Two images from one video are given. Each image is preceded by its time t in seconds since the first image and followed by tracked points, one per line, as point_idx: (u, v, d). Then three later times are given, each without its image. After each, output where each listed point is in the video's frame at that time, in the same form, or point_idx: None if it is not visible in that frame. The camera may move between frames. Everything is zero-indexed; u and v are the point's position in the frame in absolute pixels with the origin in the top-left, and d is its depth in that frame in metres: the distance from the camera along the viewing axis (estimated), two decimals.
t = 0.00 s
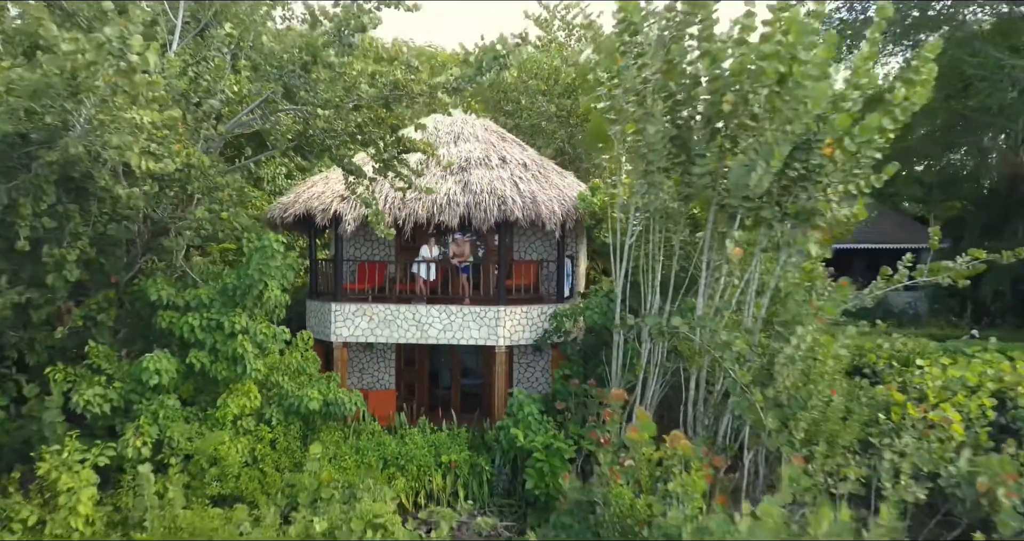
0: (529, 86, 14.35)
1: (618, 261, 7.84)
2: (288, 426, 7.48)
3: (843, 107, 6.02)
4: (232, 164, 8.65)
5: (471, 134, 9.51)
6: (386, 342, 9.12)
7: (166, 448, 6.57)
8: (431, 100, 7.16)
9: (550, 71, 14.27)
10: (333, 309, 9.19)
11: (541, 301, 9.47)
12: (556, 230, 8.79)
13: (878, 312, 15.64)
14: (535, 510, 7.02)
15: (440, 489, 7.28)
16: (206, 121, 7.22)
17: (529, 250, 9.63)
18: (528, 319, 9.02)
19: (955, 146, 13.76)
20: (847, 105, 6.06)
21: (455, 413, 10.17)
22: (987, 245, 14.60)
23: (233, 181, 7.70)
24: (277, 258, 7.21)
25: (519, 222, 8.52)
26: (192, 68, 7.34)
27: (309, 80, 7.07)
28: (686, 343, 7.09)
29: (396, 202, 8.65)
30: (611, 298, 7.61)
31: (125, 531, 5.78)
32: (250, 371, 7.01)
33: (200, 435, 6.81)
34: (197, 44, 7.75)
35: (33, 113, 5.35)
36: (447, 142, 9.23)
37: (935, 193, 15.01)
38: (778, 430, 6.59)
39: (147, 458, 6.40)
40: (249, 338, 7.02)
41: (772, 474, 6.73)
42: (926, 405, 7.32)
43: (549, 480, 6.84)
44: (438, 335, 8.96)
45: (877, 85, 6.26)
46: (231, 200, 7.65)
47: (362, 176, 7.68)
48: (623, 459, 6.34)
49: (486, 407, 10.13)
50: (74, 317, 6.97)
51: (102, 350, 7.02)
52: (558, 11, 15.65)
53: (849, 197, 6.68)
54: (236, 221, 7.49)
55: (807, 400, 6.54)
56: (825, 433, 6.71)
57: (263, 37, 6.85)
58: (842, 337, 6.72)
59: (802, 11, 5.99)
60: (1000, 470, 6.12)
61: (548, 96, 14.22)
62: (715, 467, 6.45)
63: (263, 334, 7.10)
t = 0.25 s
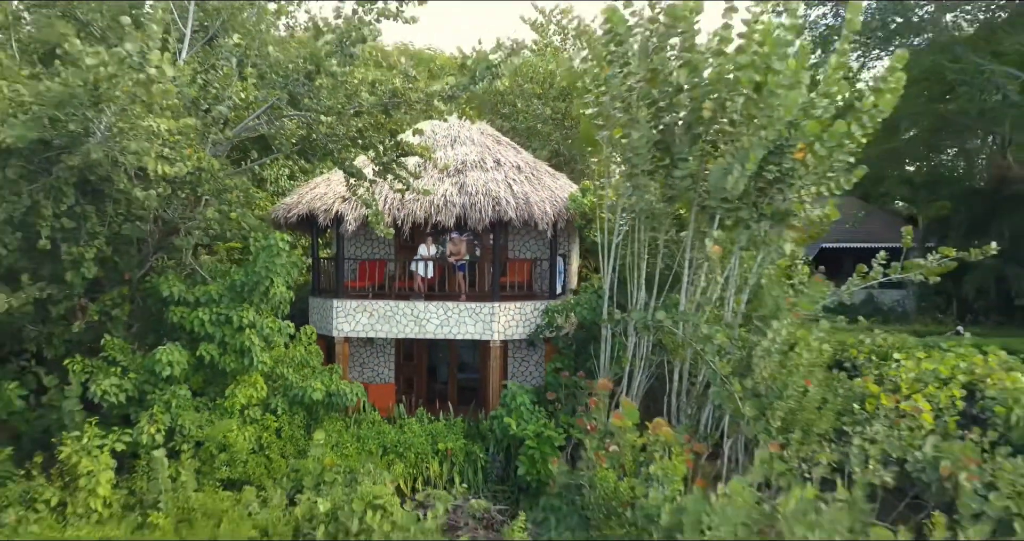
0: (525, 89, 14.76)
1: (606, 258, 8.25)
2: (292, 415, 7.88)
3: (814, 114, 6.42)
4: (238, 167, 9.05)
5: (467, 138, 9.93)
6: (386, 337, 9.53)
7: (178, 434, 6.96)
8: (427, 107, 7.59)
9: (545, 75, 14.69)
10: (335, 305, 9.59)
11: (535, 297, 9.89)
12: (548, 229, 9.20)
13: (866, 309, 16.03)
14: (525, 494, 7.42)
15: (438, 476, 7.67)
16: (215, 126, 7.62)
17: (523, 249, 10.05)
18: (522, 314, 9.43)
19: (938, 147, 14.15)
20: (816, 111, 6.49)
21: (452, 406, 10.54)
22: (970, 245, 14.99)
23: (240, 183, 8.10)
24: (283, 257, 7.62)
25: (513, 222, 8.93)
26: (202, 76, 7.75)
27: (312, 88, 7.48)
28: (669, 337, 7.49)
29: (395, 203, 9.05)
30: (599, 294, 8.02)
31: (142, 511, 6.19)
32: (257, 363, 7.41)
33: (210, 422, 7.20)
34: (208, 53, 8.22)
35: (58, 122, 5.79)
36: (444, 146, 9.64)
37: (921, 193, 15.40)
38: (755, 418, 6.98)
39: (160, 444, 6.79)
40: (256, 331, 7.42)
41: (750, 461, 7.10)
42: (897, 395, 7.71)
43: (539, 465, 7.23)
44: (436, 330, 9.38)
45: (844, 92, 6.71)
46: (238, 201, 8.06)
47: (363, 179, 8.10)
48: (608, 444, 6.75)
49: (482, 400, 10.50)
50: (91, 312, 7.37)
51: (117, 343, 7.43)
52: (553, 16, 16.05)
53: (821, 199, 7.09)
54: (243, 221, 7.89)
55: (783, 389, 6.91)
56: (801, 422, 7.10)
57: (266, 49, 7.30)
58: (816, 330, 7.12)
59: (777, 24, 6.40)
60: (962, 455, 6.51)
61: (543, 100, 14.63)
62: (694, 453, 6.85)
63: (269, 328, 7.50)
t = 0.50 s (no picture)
0: (520, 93, 15.17)
1: (595, 256, 8.67)
2: (296, 406, 8.29)
3: (786, 120, 6.84)
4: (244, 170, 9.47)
5: (463, 141, 10.37)
6: (386, 332, 9.94)
7: (189, 423, 7.37)
8: (424, 114, 8.05)
9: (540, 79, 15.10)
10: (336, 302, 9.99)
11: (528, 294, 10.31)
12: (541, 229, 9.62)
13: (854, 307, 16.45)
14: (517, 480, 7.83)
15: (435, 462, 8.08)
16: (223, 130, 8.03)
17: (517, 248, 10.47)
18: (516, 311, 9.85)
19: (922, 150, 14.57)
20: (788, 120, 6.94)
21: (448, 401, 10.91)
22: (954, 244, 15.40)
23: (247, 185, 8.52)
24: (287, 255, 8.05)
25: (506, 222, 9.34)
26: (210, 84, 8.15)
27: (315, 95, 7.89)
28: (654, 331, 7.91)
29: (394, 204, 9.46)
30: (587, 290, 8.45)
31: (157, 492, 6.60)
32: (263, 356, 7.83)
33: (219, 411, 7.61)
34: (216, 60, 8.76)
35: (80, 128, 6.22)
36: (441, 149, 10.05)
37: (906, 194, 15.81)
38: (733, 407, 7.39)
39: (173, 431, 7.20)
40: (262, 326, 7.84)
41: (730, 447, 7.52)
42: (871, 386, 8.12)
43: (530, 452, 7.64)
44: (434, 325, 9.80)
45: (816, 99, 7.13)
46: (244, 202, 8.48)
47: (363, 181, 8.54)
48: (594, 431, 7.16)
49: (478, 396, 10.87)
50: (106, 307, 7.78)
51: (130, 336, 7.84)
52: (549, 21, 16.46)
53: (796, 200, 7.51)
54: (249, 221, 8.31)
55: (760, 380, 7.32)
56: (779, 412, 7.47)
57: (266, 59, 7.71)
58: (791, 324, 7.53)
59: (753, 36, 6.82)
60: (926, 441, 6.92)
61: (539, 103, 15.04)
62: (676, 440, 7.27)
63: (275, 322, 7.92)
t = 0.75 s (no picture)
0: (517, 96, 15.55)
1: (585, 254, 9.10)
2: (299, 398, 8.72)
3: (763, 126, 7.26)
4: (251, 173, 9.90)
5: (460, 145, 10.81)
6: (385, 328, 10.37)
7: (200, 412, 7.79)
8: (422, 120, 8.50)
9: (536, 83, 15.48)
10: (338, 299, 10.42)
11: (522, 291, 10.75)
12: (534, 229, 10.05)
13: (842, 305, 16.87)
14: (510, 467, 8.24)
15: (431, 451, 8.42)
16: (231, 135, 8.46)
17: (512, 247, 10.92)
18: (510, 307, 10.29)
19: (907, 151, 14.98)
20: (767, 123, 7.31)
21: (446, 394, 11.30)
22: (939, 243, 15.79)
23: (254, 187, 8.94)
24: (292, 253, 8.47)
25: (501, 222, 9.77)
26: (218, 91, 8.56)
27: (318, 102, 8.36)
28: (640, 326, 8.33)
29: (393, 205, 9.89)
30: (577, 287, 8.89)
31: (171, 475, 7.04)
32: (269, 349, 8.25)
33: (228, 401, 8.03)
34: (223, 68, 9.36)
35: (99, 134, 6.64)
36: (438, 152, 10.48)
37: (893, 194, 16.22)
38: (714, 397, 7.80)
39: (184, 419, 7.63)
40: (268, 321, 8.27)
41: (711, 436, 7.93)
42: (846, 378, 8.54)
43: (522, 441, 8.07)
44: (432, 321, 10.24)
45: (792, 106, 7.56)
46: (250, 204, 8.91)
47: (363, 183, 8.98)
48: (581, 419, 7.59)
49: (475, 389, 11.28)
50: (120, 304, 8.22)
51: (143, 331, 8.27)
52: (545, 25, 16.84)
53: (774, 202, 7.92)
54: (256, 221, 8.75)
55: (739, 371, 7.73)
56: (757, 402, 7.73)
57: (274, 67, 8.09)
58: (770, 319, 7.95)
59: (732, 47, 7.23)
60: (895, 429, 7.33)
61: (535, 106, 15.43)
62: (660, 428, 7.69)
63: (280, 318, 8.35)
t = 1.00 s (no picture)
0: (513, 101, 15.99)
1: (575, 254, 9.55)
2: (303, 390, 9.17)
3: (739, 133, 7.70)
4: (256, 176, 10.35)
5: (456, 150, 11.27)
6: (385, 324, 10.82)
7: (209, 403, 8.24)
8: (419, 127, 8.95)
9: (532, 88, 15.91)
10: (339, 296, 10.87)
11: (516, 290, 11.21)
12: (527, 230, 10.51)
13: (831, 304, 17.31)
14: (503, 456, 8.69)
15: (428, 440, 8.84)
16: (237, 141, 8.90)
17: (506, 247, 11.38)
18: (504, 304, 10.75)
19: (892, 154, 15.43)
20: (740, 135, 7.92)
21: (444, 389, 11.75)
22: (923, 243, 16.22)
23: (259, 191, 9.39)
24: (296, 253, 8.93)
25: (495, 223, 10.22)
26: (225, 99, 9.00)
27: (321, 110, 8.87)
28: (626, 322, 8.78)
29: (392, 207, 10.35)
30: (567, 285, 9.34)
31: (183, 461, 7.50)
32: (274, 344, 8.71)
33: (235, 393, 8.48)
34: (230, 75, 9.91)
35: (116, 141, 7.10)
36: (435, 156, 10.93)
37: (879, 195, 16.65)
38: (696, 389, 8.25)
39: (195, 410, 8.10)
40: (274, 317, 8.72)
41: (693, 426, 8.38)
42: (822, 371, 8.99)
43: (515, 430, 8.52)
44: (429, 318, 10.70)
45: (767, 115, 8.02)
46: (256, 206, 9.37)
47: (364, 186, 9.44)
48: (569, 409, 8.06)
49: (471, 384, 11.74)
50: (132, 300, 8.68)
51: (155, 326, 8.73)
52: (541, 30, 17.26)
53: (753, 204, 8.37)
54: (261, 223, 9.21)
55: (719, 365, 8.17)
56: (737, 394, 8.18)
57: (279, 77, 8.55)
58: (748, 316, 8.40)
59: (711, 59, 7.67)
60: (865, 419, 7.77)
61: (530, 110, 15.86)
62: (644, 418, 8.15)
63: (285, 314, 8.80)
